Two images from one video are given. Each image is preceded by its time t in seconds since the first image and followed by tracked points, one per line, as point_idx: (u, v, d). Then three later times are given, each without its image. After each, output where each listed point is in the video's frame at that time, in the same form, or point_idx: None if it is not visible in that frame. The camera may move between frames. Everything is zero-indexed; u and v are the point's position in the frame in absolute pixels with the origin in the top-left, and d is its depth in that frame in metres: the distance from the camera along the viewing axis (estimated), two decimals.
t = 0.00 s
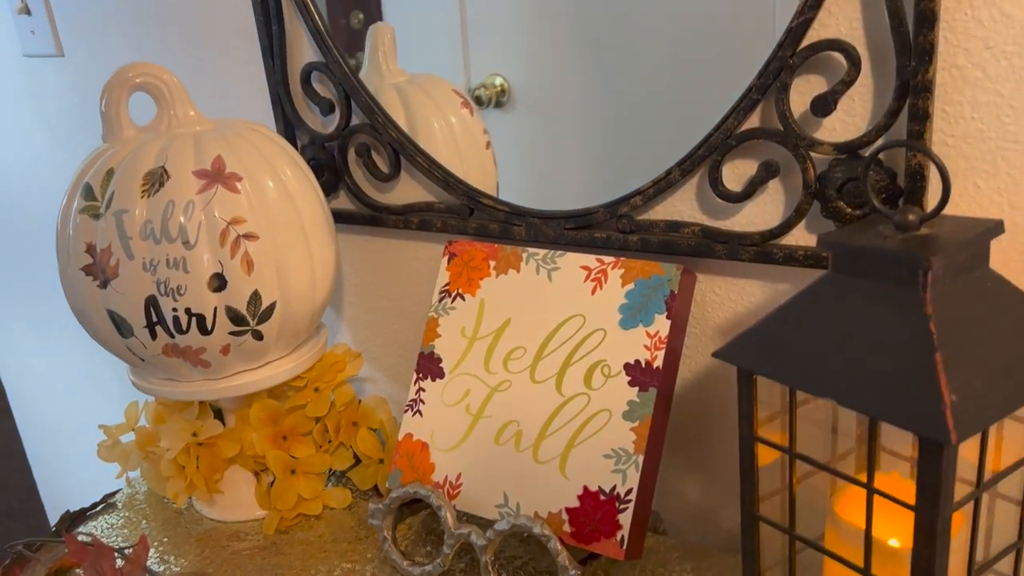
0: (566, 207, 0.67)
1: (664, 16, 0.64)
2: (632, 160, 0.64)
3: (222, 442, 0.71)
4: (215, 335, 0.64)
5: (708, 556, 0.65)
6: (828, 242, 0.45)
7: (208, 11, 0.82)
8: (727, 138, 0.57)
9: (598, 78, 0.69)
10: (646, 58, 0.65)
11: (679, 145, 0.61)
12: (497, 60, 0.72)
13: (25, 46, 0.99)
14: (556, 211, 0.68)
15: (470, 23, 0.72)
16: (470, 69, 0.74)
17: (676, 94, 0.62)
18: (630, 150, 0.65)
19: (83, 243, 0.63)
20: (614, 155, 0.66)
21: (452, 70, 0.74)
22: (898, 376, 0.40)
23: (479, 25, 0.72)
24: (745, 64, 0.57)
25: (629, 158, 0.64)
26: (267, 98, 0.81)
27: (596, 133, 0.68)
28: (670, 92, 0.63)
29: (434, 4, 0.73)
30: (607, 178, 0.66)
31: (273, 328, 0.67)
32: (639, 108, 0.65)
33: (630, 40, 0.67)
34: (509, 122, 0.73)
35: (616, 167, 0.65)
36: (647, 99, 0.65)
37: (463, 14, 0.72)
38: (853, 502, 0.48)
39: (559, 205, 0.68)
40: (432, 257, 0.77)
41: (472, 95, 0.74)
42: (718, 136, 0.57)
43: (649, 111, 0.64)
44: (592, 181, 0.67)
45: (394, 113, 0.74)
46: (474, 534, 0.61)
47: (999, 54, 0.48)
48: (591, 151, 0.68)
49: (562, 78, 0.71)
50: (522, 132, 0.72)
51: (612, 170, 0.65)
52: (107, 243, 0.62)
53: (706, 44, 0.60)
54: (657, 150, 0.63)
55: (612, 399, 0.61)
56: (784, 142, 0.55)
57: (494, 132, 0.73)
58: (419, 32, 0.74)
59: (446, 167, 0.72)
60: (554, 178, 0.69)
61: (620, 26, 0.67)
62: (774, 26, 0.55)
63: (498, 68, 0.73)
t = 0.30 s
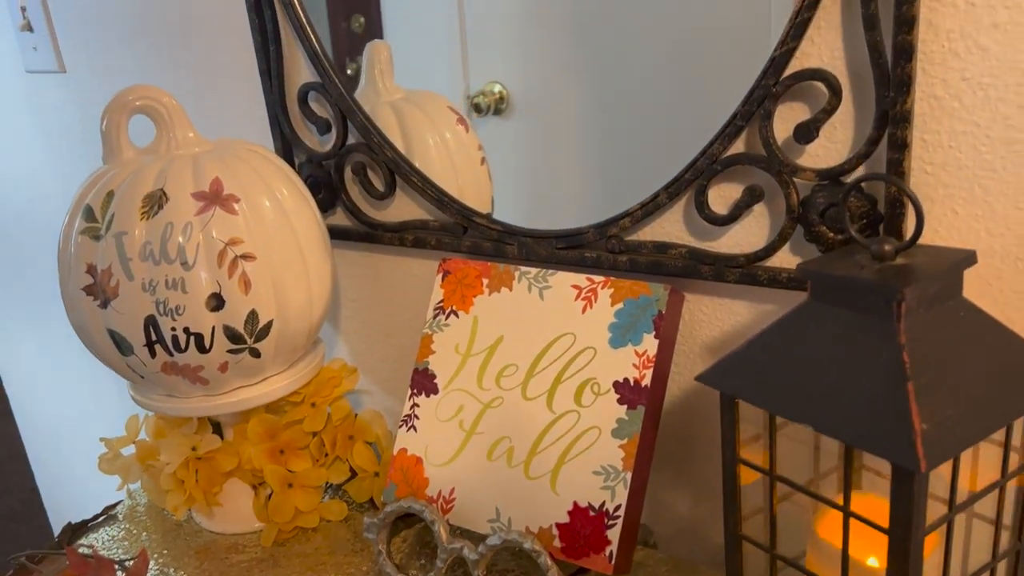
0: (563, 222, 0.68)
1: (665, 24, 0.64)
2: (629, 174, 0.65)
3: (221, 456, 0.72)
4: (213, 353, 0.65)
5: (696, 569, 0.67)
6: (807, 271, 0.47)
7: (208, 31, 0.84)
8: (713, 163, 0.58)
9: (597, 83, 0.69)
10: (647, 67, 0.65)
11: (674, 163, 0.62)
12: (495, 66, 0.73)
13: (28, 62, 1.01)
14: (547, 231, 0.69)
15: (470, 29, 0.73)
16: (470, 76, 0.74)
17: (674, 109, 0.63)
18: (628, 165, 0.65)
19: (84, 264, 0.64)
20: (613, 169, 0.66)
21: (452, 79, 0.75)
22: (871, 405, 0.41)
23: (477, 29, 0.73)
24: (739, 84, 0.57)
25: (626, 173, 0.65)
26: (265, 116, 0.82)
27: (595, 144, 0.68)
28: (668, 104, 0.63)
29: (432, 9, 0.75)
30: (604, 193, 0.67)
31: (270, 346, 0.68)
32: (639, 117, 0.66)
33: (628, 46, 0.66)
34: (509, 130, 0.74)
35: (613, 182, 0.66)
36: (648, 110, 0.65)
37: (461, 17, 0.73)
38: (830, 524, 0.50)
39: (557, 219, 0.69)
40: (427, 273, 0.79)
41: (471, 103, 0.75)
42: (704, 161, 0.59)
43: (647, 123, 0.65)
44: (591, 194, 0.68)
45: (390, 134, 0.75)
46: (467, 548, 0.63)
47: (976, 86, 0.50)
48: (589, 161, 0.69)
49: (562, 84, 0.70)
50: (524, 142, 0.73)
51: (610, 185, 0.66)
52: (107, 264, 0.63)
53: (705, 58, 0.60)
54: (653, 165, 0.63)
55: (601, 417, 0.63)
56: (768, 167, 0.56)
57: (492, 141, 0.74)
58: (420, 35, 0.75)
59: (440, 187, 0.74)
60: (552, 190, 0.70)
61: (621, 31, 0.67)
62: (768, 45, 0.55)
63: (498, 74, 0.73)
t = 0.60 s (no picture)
0: (559, 228, 0.69)
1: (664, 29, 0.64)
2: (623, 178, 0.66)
3: (218, 463, 0.73)
4: (210, 361, 0.66)
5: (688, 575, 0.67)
6: (795, 284, 0.47)
7: (205, 39, 0.84)
8: (704, 174, 0.59)
9: (593, 86, 0.70)
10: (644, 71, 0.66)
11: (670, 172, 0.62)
12: (494, 67, 0.75)
13: (27, 68, 1.01)
14: (541, 239, 0.70)
15: (472, 31, 0.75)
16: (469, 79, 0.76)
17: (676, 118, 0.62)
18: (626, 172, 0.66)
19: (82, 273, 0.65)
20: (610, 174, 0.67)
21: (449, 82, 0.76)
22: (857, 419, 0.42)
23: (479, 30, 0.75)
24: (736, 93, 0.57)
25: (621, 182, 0.66)
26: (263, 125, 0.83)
27: (591, 148, 0.70)
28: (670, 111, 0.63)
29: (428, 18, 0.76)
30: (601, 200, 0.67)
31: (266, 354, 0.69)
32: (635, 121, 0.67)
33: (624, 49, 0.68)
34: (507, 133, 0.75)
35: (610, 188, 0.67)
36: (645, 114, 0.66)
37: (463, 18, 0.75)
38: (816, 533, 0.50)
39: (553, 225, 0.70)
40: (422, 280, 0.79)
41: (469, 105, 0.76)
42: (695, 172, 0.59)
43: (646, 129, 0.65)
44: (585, 198, 0.69)
45: (386, 142, 0.76)
46: (461, 555, 0.63)
47: (963, 99, 0.50)
48: (584, 164, 0.70)
49: (561, 87, 0.72)
50: (522, 146, 0.74)
51: (608, 192, 0.67)
52: (105, 274, 0.64)
53: (707, 67, 0.60)
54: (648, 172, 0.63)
55: (594, 425, 0.63)
56: (758, 179, 0.56)
57: (491, 143, 0.76)
58: (417, 34, 0.76)
59: (436, 195, 0.74)
60: (548, 194, 0.71)
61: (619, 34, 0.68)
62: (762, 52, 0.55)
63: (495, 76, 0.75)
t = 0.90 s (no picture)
0: (568, 238, 0.69)
1: (664, 31, 0.66)
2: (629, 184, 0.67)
3: (229, 475, 0.73)
4: (223, 374, 0.66)
5: None
6: (818, 303, 0.47)
7: (214, 48, 0.83)
8: (721, 188, 0.58)
9: (592, 85, 0.71)
10: (646, 73, 0.67)
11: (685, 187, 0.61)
12: (495, 67, 0.75)
13: (34, 75, 1.01)
14: (555, 251, 0.69)
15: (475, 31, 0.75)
16: (474, 82, 0.75)
17: (682, 125, 0.63)
18: (634, 179, 0.66)
19: (93, 285, 0.64)
20: (617, 180, 0.68)
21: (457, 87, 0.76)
22: (882, 441, 0.41)
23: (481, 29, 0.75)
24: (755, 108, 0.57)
25: (633, 187, 0.66)
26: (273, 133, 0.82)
27: (593, 149, 0.72)
28: (676, 117, 0.64)
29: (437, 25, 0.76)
30: (610, 207, 0.68)
31: (278, 366, 0.68)
32: (636, 122, 0.68)
33: (624, 49, 0.69)
34: (510, 135, 0.75)
35: (624, 193, 0.67)
36: (648, 117, 0.67)
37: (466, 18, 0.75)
38: (838, 552, 0.50)
39: (561, 233, 0.70)
40: (434, 290, 0.79)
41: (475, 108, 0.75)
42: (712, 186, 0.59)
43: (651, 135, 0.66)
44: (591, 203, 0.70)
45: (397, 152, 0.76)
46: (475, 570, 0.63)
47: (985, 114, 0.50)
48: (587, 167, 0.72)
49: (562, 86, 0.73)
50: (525, 146, 0.75)
51: (616, 199, 0.68)
52: (117, 286, 0.63)
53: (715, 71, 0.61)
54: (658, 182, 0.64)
55: (609, 439, 0.63)
56: (776, 194, 0.56)
57: (495, 145, 0.76)
58: (425, 42, 0.76)
59: (448, 205, 0.74)
60: (554, 199, 0.72)
61: (619, 33, 0.69)
62: (776, 64, 0.55)
63: (497, 77, 0.75)
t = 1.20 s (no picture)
0: (589, 249, 0.70)
1: (662, 32, 0.67)
2: (647, 193, 0.68)
3: (255, 499, 0.72)
4: (252, 402, 0.66)
5: None
6: (858, 343, 0.47)
7: (237, 70, 0.84)
8: (754, 219, 0.58)
9: (599, 86, 0.71)
10: (649, 76, 0.68)
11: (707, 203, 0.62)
12: (503, 72, 0.75)
13: (54, 93, 1.01)
14: (583, 278, 0.69)
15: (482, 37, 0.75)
16: (485, 94, 0.76)
17: (694, 133, 0.65)
18: (650, 186, 0.68)
19: (123, 314, 0.64)
20: (633, 184, 0.70)
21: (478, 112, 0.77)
22: (926, 486, 0.41)
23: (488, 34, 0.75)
24: (784, 133, 0.57)
25: (654, 194, 0.68)
26: (296, 155, 0.82)
27: (605, 151, 0.72)
28: (685, 123, 0.66)
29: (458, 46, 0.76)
30: (626, 215, 0.69)
31: (307, 392, 0.69)
32: (645, 125, 0.69)
33: (626, 50, 0.69)
34: (523, 145, 0.76)
35: (643, 199, 0.69)
36: (655, 118, 0.68)
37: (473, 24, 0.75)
38: None
39: (580, 243, 0.71)
40: (457, 314, 0.79)
41: (487, 118, 0.76)
42: (744, 217, 0.59)
43: (661, 140, 0.68)
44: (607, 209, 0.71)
45: (422, 176, 0.76)
46: None
47: None
48: (601, 170, 0.72)
49: (568, 87, 0.73)
50: (538, 151, 0.75)
51: (632, 207, 0.69)
52: (148, 315, 0.63)
53: (726, 77, 0.63)
54: (676, 193, 0.66)
55: (639, 468, 0.63)
56: (810, 227, 0.56)
57: (509, 155, 0.76)
58: (447, 62, 0.76)
59: (474, 230, 0.74)
60: (571, 206, 0.73)
61: (620, 33, 0.69)
62: (794, 82, 0.56)
63: (503, 82, 0.75)
